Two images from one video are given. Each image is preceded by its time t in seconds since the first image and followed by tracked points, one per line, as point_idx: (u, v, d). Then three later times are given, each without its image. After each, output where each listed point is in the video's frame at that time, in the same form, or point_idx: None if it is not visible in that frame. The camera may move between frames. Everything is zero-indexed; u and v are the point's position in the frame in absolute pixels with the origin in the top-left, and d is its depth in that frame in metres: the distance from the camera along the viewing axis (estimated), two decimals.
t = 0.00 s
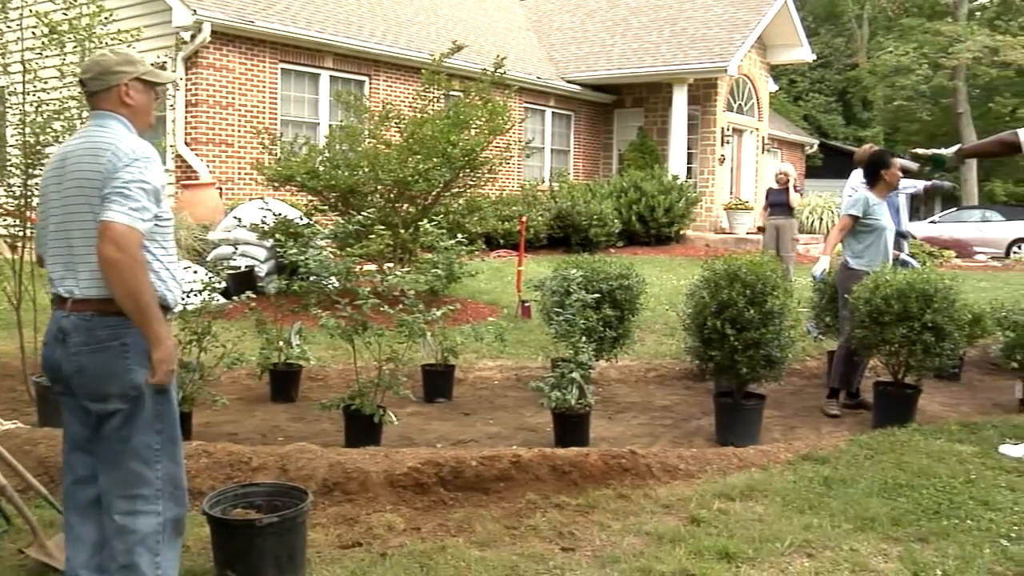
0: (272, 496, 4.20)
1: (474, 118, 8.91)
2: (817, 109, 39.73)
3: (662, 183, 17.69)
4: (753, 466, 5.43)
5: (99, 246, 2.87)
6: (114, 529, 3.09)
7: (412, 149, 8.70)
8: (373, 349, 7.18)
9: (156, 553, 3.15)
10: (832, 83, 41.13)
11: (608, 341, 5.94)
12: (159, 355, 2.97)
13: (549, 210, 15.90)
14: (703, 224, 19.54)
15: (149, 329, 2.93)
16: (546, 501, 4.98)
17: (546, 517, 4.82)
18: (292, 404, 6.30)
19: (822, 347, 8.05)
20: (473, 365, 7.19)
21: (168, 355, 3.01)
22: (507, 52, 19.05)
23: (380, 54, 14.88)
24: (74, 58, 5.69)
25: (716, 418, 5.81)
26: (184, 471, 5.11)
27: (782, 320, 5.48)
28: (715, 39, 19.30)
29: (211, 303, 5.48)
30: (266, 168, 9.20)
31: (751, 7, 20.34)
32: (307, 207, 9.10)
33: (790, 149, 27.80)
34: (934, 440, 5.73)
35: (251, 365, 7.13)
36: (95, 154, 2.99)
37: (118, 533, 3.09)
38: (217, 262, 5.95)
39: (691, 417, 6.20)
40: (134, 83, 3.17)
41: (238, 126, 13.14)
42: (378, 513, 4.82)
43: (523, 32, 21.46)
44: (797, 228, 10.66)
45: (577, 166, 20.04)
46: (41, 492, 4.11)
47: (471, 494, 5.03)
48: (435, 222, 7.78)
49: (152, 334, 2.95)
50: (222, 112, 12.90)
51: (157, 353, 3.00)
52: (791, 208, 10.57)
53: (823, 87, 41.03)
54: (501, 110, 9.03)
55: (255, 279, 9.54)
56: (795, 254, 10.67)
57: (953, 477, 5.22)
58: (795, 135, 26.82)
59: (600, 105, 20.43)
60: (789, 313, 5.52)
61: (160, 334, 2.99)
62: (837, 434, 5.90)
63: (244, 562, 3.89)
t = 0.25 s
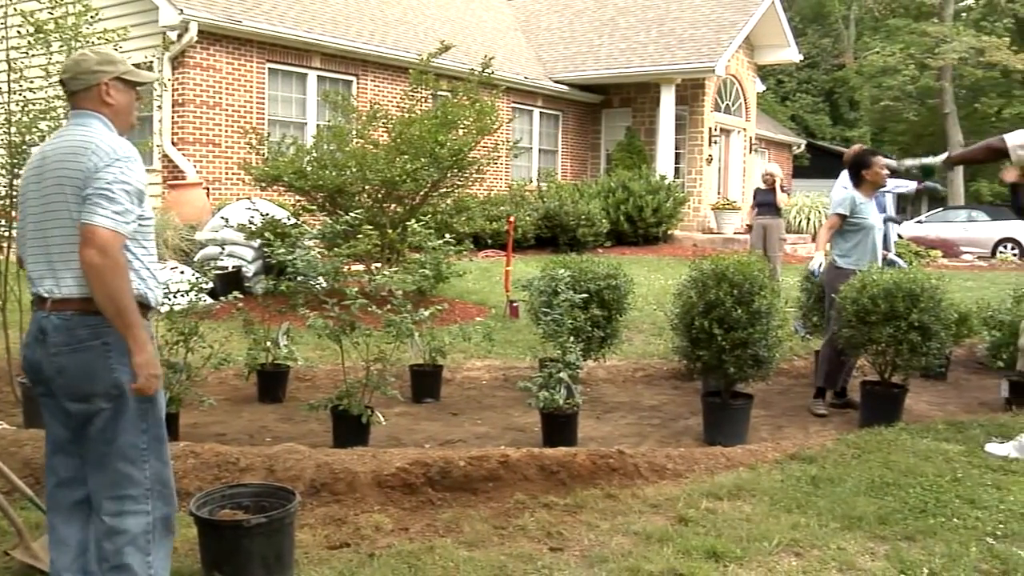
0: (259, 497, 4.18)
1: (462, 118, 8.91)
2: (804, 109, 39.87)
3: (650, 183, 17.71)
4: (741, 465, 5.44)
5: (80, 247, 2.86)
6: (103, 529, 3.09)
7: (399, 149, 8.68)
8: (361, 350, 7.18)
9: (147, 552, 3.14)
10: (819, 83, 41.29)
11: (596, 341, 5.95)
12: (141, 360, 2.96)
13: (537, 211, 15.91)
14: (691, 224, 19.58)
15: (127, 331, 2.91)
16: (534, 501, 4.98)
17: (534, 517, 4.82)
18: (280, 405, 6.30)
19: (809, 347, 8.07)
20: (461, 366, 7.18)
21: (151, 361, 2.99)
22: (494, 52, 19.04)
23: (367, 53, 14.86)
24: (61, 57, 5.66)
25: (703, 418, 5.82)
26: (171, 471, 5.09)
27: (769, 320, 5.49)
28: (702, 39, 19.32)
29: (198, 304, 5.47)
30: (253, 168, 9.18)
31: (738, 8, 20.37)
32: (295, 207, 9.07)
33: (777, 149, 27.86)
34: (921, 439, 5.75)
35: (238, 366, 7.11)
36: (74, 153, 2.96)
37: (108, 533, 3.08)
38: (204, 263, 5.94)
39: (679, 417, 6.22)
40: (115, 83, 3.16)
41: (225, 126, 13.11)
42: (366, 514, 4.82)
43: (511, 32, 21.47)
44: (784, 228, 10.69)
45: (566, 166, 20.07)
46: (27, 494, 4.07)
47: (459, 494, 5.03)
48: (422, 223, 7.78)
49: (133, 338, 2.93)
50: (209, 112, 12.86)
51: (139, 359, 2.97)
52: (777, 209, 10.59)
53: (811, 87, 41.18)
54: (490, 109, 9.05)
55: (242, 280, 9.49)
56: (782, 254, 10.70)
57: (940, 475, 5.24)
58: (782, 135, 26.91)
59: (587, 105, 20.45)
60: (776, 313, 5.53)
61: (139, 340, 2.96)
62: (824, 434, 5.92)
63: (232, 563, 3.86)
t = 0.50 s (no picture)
0: (246, 497, 4.15)
1: (449, 117, 8.91)
2: (791, 109, 40.00)
3: (638, 183, 17.74)
4: (728, 464, 5.45)
5: (68, 248, 2.84)
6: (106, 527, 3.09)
7: (387, 149, 8.67)
8: (348, 350, 7.17)
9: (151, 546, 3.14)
10: (807, 83, 41.43)
11: (584, 340, 5.96)
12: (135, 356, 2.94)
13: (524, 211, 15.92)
14: (679, 223, 19.62)
15: (121, 324, 2.92)
16: (522, 501, 4.98)
17: (522, 516, 4.82)
18: (268, 404, 6.30)
19: (796, 346, 8.10)
20: (449, 365, 7.18)
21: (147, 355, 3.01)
22: (482, 52, 19.04)
23: (354, 53, 14.85)
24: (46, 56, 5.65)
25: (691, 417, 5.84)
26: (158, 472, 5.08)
27: (757, 319, 5.50)
28: (689, 39, 19.35)
29: (185, 304, 5.45)
30: (240, 168, 9.16)
31: (724, 8, 20.41)
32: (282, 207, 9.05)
33: (765, 149, 27.93)
34: (908, 437, 5.78)
35: (225, 366, 7.10)
36: (56, 152, 2.94)
37: (111, 530, 3.08)
38: (191, 263, 5.92)
39: (667, 416, 6.23)
40: (100, 82, 3.13)
41: (212, 126, 13.08)
42: (354, 514, 4.81)
43: (499, 32, 21.47)
44: (771, 228, 10.72)
45: (554, 165, 20.09)
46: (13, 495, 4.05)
47: (447, 494, 5.03)
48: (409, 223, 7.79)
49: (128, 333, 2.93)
50: (196, 111, 12.83)
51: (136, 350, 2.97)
52: (764, 208, 10.62)
53: (798, 87, 41.33)
54: (477, 109, 9.06)
55: (229, 280, 9.43)
56: (769, 254, 10.72)
57: (926, 474, 5.26)
58: (770, 135, 26.99)
59: (576, 104, 20.48)
60: (763, 313, 5.54)
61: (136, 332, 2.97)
62: (811, 433, 5.93)
63: (219, 563, 3.82)
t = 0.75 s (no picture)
0: (235, 497, 4.13)
1: (438, 116, 8.95)
2: (780, 109, 40.11)
3: (627, 182, 17.76)
4: (717, 463, 5.46)
5: (75, 250, 2.82)
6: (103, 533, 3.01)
7: (376, 148, 8.66)
8: (337, 350, 7.16)
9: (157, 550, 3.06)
10: (796, 83, 41.53)
11: (573, 340, 5.97)
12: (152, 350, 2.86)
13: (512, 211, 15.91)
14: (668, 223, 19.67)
15: (136, 325, 2.86)
16: (511, 500, 4.98)
17: (511, 516, 4.82)
18: (256, 404, 6.30)
19: (785, 346, 8.12)
20: (438, 365, 7.17)
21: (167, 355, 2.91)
22: (471, 51, 19.03)
23: (343, 53, 14.84)
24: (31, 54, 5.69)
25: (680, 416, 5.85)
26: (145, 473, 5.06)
27: (746, 319, 5.50)
28: (678, 39, 19.37)
29: (173, 304, 5.44)
30: (228, 167, 9.13)
31: (713, 8, 20.44)
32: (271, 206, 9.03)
33: (754, 148, 27.98)
34: (896, 436, 5.79)
35: (214, 366, 7.08)
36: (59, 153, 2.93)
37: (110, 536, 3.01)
38: (180, 264, 5.90)
39: (656, 416, 6.23)
40: (95, 81, 3.12)
41: (201, 125, 13.04)
42: (343, 513, 4.81)
43: (488, 31, 21.46)
44: (761, 228, 10.74)
45: (543, 164, 20.09)
46: None
47: (436, 494, 5.03)
48: (399, 223, 7.79)
49: (145, 332, 2.87)
50: (185, 111, 12.80)
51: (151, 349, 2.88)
52: (753, 208, 10.64)
53: (786, 87, 41.45)
54: (466, 109, 9.09)
55: (217, 279, 9.41)
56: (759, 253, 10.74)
57: (914, 472, 5.28)
58: (759, 135, 27.05)
59: (565, 104, 20.50)
60: (752, 312, 5.54)
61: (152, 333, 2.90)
62: (800, 432, 5.94)
63: (207, 564, 3.76)
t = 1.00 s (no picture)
0: (224, 498, 4.10)
1: (427, 116, 8.94)
2: (769, 109, 40.22)
3: (617, 182, 17.78)
4: (707, 463, 5.47)
5: (90, 258, 2.83)
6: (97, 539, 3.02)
7: (366, 148, 8.64)
8: (327, 349, 7.15)
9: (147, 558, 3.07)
10: (785, 83, 41.66)
11: (563, 340, 5.97)
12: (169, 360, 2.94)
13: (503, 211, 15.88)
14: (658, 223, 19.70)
15: (152, 336, 2.87)
16: (502, 500, 4.98)
17: (501, 516, 4.82)
18: (246, 405, 6.29)
19: (774, 345, 8.14)
20: (428, 365, 7.17)
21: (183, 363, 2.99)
22: (460, 51, 19.03)
23: (333, 52, 14.84)
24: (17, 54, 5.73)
25: (670, 415, 5.85)
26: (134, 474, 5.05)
27: (735, 319, 5.50)
28: (668, 39, 19.40)
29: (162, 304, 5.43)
30: (217, 167, 9.11)
31: (703, 8, 20.48)
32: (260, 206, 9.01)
33: (744, 149, 28.04)
34: (885, 436, 5.81)
35: (203, 366, 7.07)
36: (71, 157, 2.92)
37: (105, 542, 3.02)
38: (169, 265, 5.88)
39: (646, 415, 6.24)
40: (104, 81, 3.11)
41: (190, 125, 13.01)
42: (334, 514, 4.80)
43: (478, 32, 21.46)
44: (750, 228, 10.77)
45: (532, 164, 20.10)
46: None
47: (426, 494, 5.02)
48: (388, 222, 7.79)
49: (162, 342, 2.90)
50: (174, 111, 12.77)
51: (169, 360, 2.97)
52: (742, 208, 10.67)
53: (776, 87, 41.55)
54: (456, 109, 9.07)
55: (207, 280, 9.44)
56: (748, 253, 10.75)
57: (903, 472, 5.30)
58: (748, 135, 27.13)
59: (554, 104, 20.50)
60: (741, 312, 5.55)
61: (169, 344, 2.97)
62: (790, 431, 5.96)
63: (197, 565, 3.73)
